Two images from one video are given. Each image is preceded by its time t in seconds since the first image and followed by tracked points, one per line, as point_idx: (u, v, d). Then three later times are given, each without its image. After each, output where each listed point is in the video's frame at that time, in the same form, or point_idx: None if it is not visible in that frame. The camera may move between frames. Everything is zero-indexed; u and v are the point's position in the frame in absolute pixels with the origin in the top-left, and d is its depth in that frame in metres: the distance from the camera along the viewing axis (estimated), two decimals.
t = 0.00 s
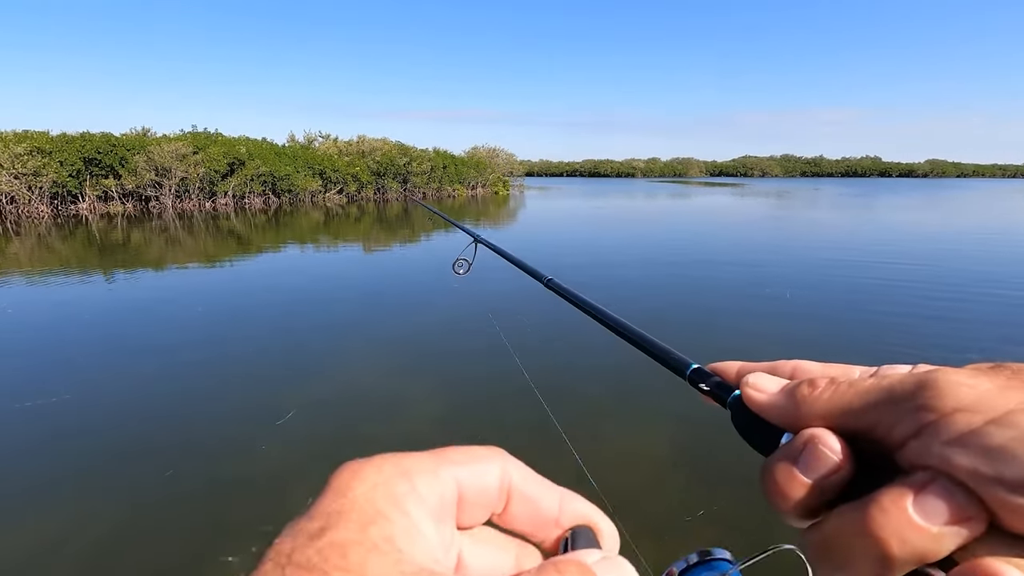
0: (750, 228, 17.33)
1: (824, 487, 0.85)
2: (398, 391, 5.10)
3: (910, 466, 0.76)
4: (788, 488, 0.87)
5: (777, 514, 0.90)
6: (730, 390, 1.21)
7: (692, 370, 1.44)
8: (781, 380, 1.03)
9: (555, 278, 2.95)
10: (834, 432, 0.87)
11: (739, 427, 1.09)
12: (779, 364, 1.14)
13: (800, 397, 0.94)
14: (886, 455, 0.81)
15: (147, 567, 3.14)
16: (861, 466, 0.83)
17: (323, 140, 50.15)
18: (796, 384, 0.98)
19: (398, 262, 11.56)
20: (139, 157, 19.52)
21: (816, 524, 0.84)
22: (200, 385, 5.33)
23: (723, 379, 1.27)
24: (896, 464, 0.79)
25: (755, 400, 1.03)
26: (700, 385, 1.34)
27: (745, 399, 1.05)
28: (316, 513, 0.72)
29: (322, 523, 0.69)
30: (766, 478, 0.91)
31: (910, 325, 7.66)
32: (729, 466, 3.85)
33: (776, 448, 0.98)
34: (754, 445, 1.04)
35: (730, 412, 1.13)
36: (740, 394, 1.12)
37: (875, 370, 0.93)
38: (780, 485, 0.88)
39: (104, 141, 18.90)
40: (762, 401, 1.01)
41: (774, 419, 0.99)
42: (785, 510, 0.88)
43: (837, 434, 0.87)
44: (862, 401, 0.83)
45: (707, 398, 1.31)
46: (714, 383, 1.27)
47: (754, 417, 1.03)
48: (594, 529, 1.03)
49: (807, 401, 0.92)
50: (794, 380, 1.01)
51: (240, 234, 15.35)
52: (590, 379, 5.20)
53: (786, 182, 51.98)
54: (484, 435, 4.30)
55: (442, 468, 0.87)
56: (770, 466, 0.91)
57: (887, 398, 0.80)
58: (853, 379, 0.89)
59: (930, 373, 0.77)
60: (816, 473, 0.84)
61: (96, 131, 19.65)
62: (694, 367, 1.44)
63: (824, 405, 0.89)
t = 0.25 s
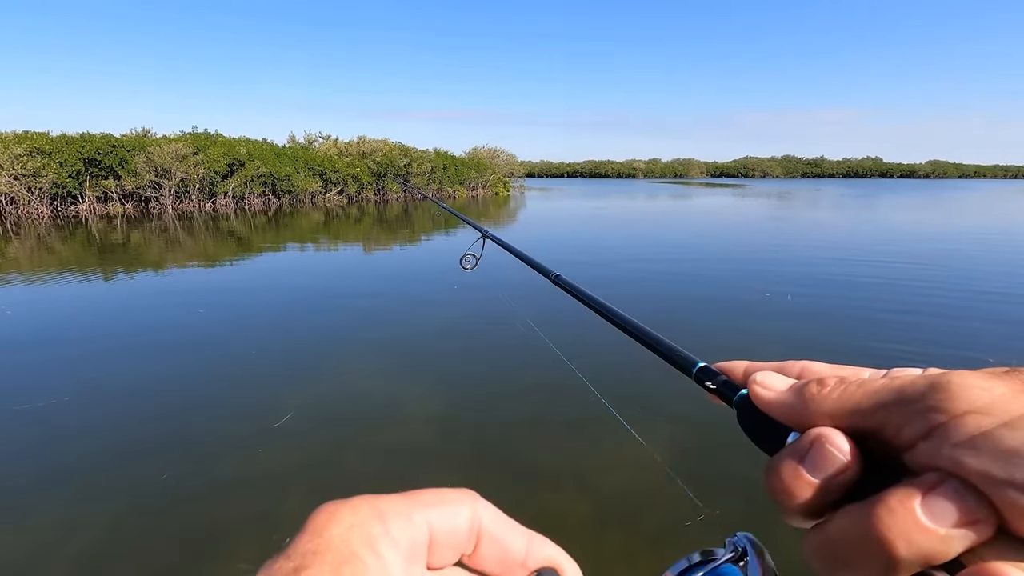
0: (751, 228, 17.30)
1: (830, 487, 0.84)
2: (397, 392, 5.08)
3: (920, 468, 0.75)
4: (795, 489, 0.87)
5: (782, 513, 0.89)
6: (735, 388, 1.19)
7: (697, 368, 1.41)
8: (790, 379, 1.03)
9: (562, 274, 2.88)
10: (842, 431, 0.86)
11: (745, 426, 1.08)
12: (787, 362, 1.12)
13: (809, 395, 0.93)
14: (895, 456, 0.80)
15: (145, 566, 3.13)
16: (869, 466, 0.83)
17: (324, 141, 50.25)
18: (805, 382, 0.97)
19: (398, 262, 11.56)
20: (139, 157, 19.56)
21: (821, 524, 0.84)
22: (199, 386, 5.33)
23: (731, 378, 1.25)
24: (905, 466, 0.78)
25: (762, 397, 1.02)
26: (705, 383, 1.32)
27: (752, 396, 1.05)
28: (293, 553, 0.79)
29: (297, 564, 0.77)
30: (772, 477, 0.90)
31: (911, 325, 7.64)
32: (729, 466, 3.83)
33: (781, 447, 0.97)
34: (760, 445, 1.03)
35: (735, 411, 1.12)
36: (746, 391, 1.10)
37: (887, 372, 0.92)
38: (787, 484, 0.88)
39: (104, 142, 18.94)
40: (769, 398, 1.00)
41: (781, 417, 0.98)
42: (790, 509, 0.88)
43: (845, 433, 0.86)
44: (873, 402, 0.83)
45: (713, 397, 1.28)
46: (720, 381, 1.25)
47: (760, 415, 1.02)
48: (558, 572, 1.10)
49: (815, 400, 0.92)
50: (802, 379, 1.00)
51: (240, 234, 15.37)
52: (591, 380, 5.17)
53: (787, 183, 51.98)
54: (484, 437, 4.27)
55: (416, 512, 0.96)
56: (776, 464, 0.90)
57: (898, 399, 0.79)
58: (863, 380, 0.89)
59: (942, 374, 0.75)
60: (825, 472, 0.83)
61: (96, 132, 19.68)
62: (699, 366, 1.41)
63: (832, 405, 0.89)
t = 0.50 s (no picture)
0: (751, 229, 17.30)
1: (831, 483, 0.82)
2: (396, 393, 5.07)
3: (919, 465, 0.75)
4: (796, 484, 0.86)
5: (782, 509, 0.88)
6: (738, 386, 1.17)
7: (701, 366, 1.37)
8: (794, 377, 1.02)
9: (571, 273, 2.84)
10: (843, 429, 0.86)
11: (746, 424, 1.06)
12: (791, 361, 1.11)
13: (811, 392, 0.92)
14: (895, 453, 0.80)
15: (144, 566, 3.13)
16: (871, 463, 0.82)
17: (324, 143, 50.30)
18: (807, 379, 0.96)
19: (398, 263, 11.56)
20: (139, 159, 19.58)
21: (821, 520, 0.83)
22: (198, 387, 5.32)
23: (735, 376, 1.21)
24: (907, 464, 0.78)
25: (766, 394, 1.01)
26: (711, 381, 1.28)
27: (756, 394, 1.04)
28: None
29: None
30: (774, 473, 0.89)
31: (911, 325, 7.63)
32: (729, 468, 3.82)
33: (783, 445, 0.95)
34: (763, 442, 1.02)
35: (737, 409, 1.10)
36: (751, 389, 1.07)
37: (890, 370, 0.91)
38: (788, 480, 0.87)
39: (104, 143, 18.96)
40: (773, 396, 0.99)
41: (783, 414, 0.97)
42: (790, 504, 0.86)
43: (847, 430, 0.85)
44: (874, 399, 0.82)
45: (717, 395, 1.25)
46: (725, 379, 1.22)
47: (763, 412, 1.01)
48: None
49: (818, 397, 0.91)
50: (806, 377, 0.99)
51: (240, 236, 15.37)
52: (591, 381, 5.15)
53: (787, 184, 51.97)
54: (482, 438, 4.26)
55: (407, 550, 0.96)
56: (779, 460, 0.89)
57: (900, 397, 0.79)
58: (866, 378, 0.88)
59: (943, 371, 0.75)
60: (825, 468, 0.82)
61: (96, 134, 19.72)
62: (704, 363, 1.37)
63: (834, 402, 0.88)
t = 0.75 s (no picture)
0: (752, 231, 17.30)
1: (836, 482, 0.81)
2: (395, 395, 5.06)
3: (922, 465, 0.73)
4: (800, 484, 0.85)
5: (785, 509, 0.87)
6: (743, 387, 1.16)
7: (708, 367, 1.36)
8: (799, 378, 1.01)
9: (579, 274, 2.78)
10: (847, 429, 0.84)
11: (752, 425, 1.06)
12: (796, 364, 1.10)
13: (817, 393, 0.91)
14: (898, 454, 0.78)
15: (145, 566, 3.13)
16: (874, 464, 0.81)
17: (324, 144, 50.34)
18: (813, 380, 0.95)
19: (399, 264, 11.57)
20: (139, 159, 19.62)
21: (825, 518, 0.82)
22: (197, 388, 5.32)
23: (741, 377, 1.21)
24: (907, 464, 0.76)
25: (771, 395, 1.00)
26: (716, 382, 1.27)
27: (762, 394, 1.03)
28: None
29: None
30: (778, 472, 0.89)
31: (913, 327, 7.58)
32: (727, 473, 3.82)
33: (787, 445, 0.95)
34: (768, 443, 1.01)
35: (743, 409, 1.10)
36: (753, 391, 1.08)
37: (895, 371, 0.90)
38: (792, 479, 0.86)
39: (105, 144, 19.00)
40: (778, 396, 0.99)
41: (788, 414, 0.96)
42: (794, 503, 0.86)
43: (850, 431, 0.84)
44: (877, 399, 0.81)
45: (724, 397, 1.23)
46: (730, 380, 1.21)
47: (768, 413, 1.01)
48: None
49: (822, 397, 0.89)
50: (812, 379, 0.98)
51: (240, 236, 15.37)
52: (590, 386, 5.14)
53: (789, 185, 51.83)
54: (480, 442, 4.25)
55: None
56: (784, 459, 0.88)
57: (902, 397, 0.77)
58: (870, 379, 0.87)
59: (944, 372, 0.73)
60: (828, 467, 0.81)
61: (97, 135, 19.77)
62: (711, 365, 1.36)
63: (838, 403, 0.86)
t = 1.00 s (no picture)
0: (755, 231, 17.24)
1: (845, 474, 0.80)
2: (395, 397, 5.06)
3: (930, 458, 0.71)
4: (807, 476, 0.84)
5: (793, 502, 0.86)
6: (751, 382, 1.15)
7: (712, 364, 1.36)
8: (806, 372, 0.99)
9: (580, 272, 2.76)
10: (855, 421, 0.82)
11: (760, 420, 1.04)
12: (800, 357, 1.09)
13: (822, 385, 0.89)
14: (905, 448, 0.76)
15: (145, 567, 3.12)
16: (883, 456, 0.79)
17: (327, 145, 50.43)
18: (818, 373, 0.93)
19: (401, 265, 11.57)
20: (143, 160, 19.70)
21: (832, 510, 0.81)
22: (199, 388, 5.33)
23: (746, 372, 1.20)
24: (914, 456, 0.75)
25: (776, 388, 0.99)
26: (722, 378, 1.28)
27: (769, 388, 1.01)
28: None
29: None
30: (787, 465, 0.87)
31: (917, 328, 7.53)
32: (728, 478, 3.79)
33: (794, 438, 0.94)
34: (776, 437, 1.00)
35: (750, 405, 1.09)
36: (760, 387, 1.07)
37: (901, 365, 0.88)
38: (801, 472, 0.85)
39: (108, 144, 19.10)
40: (785, 389, 0.97)
41: (795, 408, 0.94)
42: (802, 496, 0.85)
43: (857, 423, 0.82)
44: (881, 391, 0.79)
45: (728, 391, 1.24)
46: (735, 375, 1.21)
47: (775, 406, 1.00)
48: None
49: (829, 390, 0.87)
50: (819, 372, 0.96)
51: (243, 237, 15.41)
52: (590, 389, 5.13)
53: (793, 185, 51.65)
54: (479, 445, 4.25)
55: None
56: (793, 453, 0.87)
57: (907, 390, 0.75)
58: (876, 372, 0.84)
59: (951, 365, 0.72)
60: (836, 459, 0.80)
61: (100, 135, 19.88)
62: (715, 361, 1.36)
63: (843, 395, 0.84)
